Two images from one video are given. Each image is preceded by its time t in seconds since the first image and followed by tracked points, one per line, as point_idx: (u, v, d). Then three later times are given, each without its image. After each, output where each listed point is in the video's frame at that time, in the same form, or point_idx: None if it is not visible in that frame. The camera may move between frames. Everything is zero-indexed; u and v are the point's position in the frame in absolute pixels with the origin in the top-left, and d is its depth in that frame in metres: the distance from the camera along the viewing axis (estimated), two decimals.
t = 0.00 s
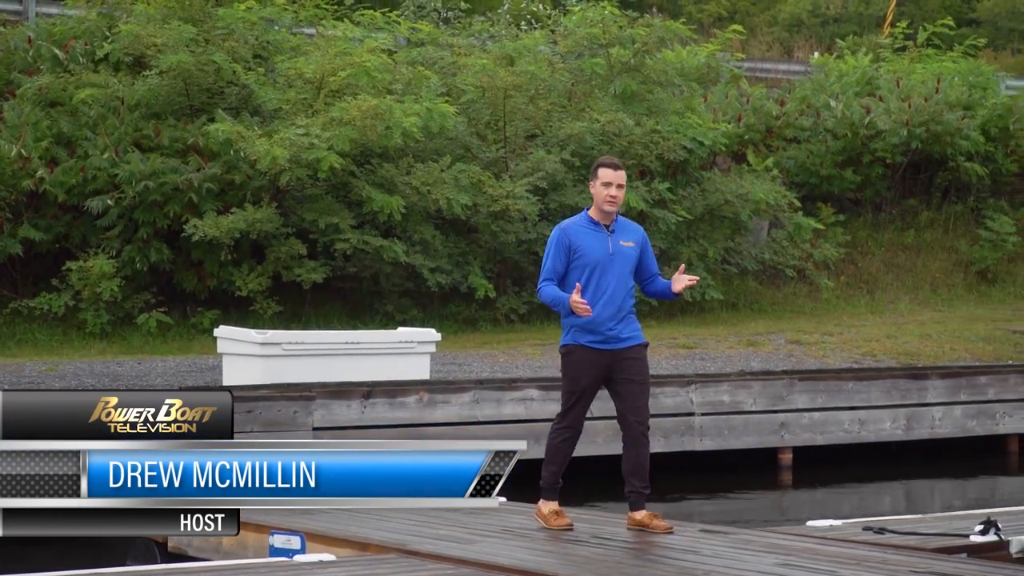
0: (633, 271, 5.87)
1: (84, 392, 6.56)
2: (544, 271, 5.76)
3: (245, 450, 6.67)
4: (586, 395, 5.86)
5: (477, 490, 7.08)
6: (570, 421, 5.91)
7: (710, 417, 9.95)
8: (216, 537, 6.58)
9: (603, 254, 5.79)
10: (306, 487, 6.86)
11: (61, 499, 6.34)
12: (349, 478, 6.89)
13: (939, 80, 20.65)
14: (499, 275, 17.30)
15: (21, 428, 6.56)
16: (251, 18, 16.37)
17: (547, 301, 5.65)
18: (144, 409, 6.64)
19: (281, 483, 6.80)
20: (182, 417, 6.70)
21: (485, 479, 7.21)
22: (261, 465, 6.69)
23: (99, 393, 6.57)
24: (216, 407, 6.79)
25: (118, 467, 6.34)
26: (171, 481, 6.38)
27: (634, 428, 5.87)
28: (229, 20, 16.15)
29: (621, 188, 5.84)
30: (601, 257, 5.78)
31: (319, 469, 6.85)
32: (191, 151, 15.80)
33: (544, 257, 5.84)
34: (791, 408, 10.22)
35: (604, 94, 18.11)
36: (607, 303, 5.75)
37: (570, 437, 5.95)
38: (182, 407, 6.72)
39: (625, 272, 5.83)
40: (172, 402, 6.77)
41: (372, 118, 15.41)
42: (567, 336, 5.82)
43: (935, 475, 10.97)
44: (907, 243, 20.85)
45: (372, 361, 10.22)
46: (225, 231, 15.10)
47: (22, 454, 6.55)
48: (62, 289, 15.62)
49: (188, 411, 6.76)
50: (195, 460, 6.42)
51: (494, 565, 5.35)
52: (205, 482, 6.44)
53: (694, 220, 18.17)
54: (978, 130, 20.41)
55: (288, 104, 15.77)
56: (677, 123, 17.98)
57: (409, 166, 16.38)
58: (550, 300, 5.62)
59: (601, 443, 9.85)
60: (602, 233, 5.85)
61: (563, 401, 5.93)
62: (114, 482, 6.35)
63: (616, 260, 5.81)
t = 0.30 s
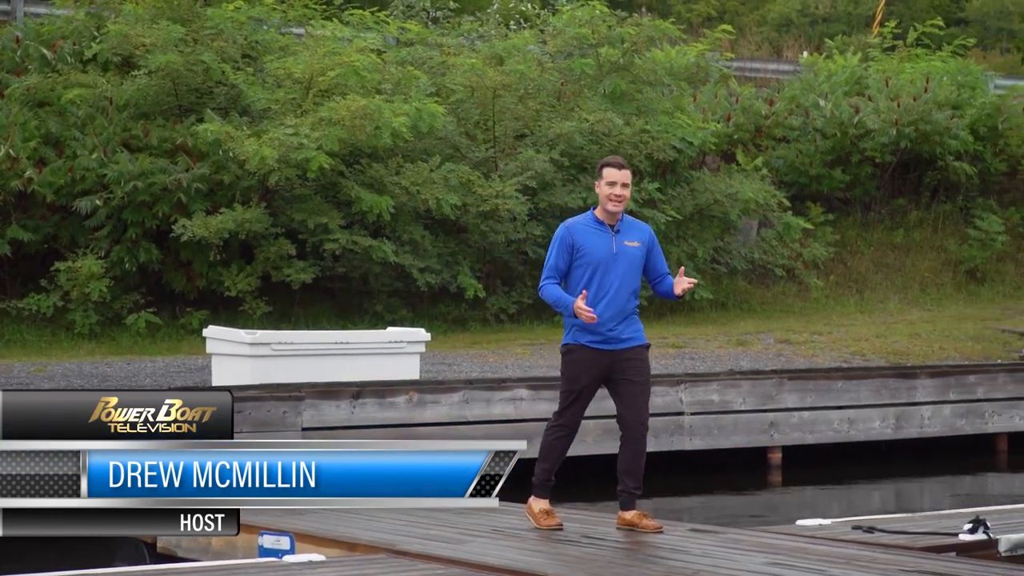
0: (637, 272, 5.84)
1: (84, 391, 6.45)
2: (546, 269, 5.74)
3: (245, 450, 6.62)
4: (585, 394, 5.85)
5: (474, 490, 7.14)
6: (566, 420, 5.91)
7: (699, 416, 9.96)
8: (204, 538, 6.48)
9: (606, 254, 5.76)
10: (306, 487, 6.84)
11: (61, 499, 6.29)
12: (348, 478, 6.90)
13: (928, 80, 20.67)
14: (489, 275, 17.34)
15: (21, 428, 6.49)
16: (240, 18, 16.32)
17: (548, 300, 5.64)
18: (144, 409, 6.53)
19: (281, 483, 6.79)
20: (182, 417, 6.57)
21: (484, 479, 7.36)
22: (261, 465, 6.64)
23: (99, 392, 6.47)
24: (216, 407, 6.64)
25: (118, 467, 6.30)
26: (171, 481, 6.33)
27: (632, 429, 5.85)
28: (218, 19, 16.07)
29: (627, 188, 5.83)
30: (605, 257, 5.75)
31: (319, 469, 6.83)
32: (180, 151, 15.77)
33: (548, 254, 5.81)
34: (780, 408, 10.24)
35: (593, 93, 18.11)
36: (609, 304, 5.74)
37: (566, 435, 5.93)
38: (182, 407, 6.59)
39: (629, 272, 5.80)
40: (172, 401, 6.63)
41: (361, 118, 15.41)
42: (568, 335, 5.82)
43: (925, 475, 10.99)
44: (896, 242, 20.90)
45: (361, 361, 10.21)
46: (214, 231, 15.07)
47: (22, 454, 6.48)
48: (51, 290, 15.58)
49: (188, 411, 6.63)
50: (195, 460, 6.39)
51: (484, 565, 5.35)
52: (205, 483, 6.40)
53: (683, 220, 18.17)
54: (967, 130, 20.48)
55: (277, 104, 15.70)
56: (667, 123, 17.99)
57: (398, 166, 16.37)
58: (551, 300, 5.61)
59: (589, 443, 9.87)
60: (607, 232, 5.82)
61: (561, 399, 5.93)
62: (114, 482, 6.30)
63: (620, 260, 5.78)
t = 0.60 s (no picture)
0: (639, 271, 5.85)
1: (83, 392, 6.65)
2: (549, 266, 5.73)
3: (245, 450, 6.84)
4: (583, 393, 5.86)
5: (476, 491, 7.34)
6: (563, 419, 5.93)
7: (684, 415, 9.98)
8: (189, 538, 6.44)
9: (609, 252, 5.76)
10: (306, 487, 6.96)
11: (61, 499, 6.46)
12: (349, 478, 7.03)
13: (913, 78, 20.70)
14: (474, 274, 17.32)
15: (21, 428, 6.71)
16: (225, 17, 16.22)
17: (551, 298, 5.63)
18: (144, 409, 6.76)
19: (281, 483, 6.92)
20: (182, 417, 6.81)
21: (484, 481, 7.65)
22: (261, 465, 6.84)
23: (99, 393, 6.67)
24: (216, 407, 6.91)
25: (118, 466, 6.48)
26: (171, 481, 6.48)
27: (625, 430, 5.87)
28: (203, 19, 16.00)
29: (629, 183, 5.85)
30: (608, 255, 5.76)
31: (319, 469, 6.99)
32: (165, 151, 15.72)
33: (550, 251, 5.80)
34: (766, 406, 10.27)
35: (578, 93, 18.12)
36: (611, 303, 5.73)
37: (561, 433, 5.97)
38: (182, 407, 6.84)
39: (631, 271, 5.82)
40: (171, 402, 6.91)
41: (346, 117, 15.39)
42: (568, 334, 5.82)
43: (910, 473, 11.05)
44: (881, 241, 20.98)
45: (347, 361, 10.21)
46: (199, 231, 15.02)
47: (22, 454, 6.68)
48: (35, 289, 15.50)
49: (188, 411, 6.88)
50: (194, 460, 6.56)
51: (469, 564, 5.35)
52: (205, 482, 6.56)
53: (668, 219, 18.20)
54: (951, 129, 20.61)
55: (262, 103, 15.70)
56: (651, 123, 17.91)
57: (383, 165, 16.34)
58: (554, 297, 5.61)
59: (575, 442, 9.88)
60: (611, 230, 5.83)
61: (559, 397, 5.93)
62: (114, 482, 6.48)
63: (622, 259, 5.79)
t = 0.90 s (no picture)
0: (642, 268, 5.84)
1: (84, 392, 6.55)
2: (552, 260, 5.69)
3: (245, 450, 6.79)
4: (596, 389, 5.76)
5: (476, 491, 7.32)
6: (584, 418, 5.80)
7: (671, 413, 10.00)
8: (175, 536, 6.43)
9: (613, 248, 5.75)
10: (306, 487, 6.89)
11: (61, 499, 6.32)
12: (349, 478, 6.94)
13: (900, 77, 20.76)
14: (461, 272, 17.32)
15: (21, 428, 6.56)
16: (212, 15, 16.17)
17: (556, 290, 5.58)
18: (144, 409, 6.72)
19: (281, 483, 6.84)
20: (182, 417, 6.78)
21: (484, 481, 7.67)
22: (260, 464, 6.78)
23: (99, 393, 6.57)
24: (216, 407, 6.89)
25: (118, 466, 6.37)
26: (171, 481, 6.37)
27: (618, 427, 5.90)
28: (190, 17, 15.95)
29: (630, 178, 5.81)
30: (612, 250, 5.74)
31: (319, 468, 6.92)
32: (152, 149, 15.70)
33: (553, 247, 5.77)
34: (753, 405, 10.30)
35: (565, 91, 18.13)
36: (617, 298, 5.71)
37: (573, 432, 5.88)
38: (182, 407, 6.81)
39: (634, 267, 5.80)
40: (172, 402, 6.87)
41: (333, 115, 15.40)
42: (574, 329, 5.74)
43: (897, 471, 11.09)
44: (868, 239, 21.04)
45: (335, 359, 10.22)
46: (186, 229, 14.99)
47: (22, 454, 6.55)
48: (21, 287, 15.44)
49: (189, 412, 6.85)
50: (194, 460, 6.46)
51: (456, 562, 5.36)
52: (205, 482, 6.46)
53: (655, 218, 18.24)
54: (938, 127, 20.76)
55: (249, 101, 15.67)
56: (638, 121, 17.94)
57: (370, 163, 16.34)
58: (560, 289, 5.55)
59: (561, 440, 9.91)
60: (613, 227, 5.82)
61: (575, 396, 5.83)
62: (114, 482, 6.37)
63: (625, 255, 5.78)
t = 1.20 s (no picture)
0: (640, 264, 5.87)
1: (82, 391, 6.35)
2: (561, 260, 5.62)
3: (245, 450, 6.59)
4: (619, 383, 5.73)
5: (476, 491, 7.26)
6: (626, 413, 5.74)
7: (659, 412, 10.01)
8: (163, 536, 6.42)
9: (617, 246, 5.74)
10: (306, 487, 6.78)
11: (61, 499, 6.14)
12: (349, 478, 6.83)
13: (888, 75, 20.80)
14: (449, 270, 17.33)
15: (20, 428, 6.39)
16: (199, 13, 16.13)
17: (571, 291, 5.53)
18: (144, 408, 6.52)
19: (281, 483, 6.73)
20: (182, 416, 6.54)
21: (484, 481, 7.60)
22: (261, 465, 6.60)
23: (99, 392, 6.38)
24: (217, 408, 6.60)
25: (118, 466, 6.19)
26: (171, 481, 6.19)
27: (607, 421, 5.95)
28: (178, 15, 15.88)
29: (631, 175, 5.79)
30: (616, 248, 5.73)
31: (319, 469, 6.79)
32: (139, 147, 15.65)
33: (557, 245, 5.69)
34: (740, 403, 10.33)
35: (554, 89, 18.14)
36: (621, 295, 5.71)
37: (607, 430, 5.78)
38: (181, 407, 6.57)
39: (635, 264, 5.83)
40: (172, 402, 6.62)
41: (321, 113, 15.35)
42: (582, 328, 5.71)
43: (885, 469, 11.12)
44: (856, 238, 21.11)
45: (323, 357, 10.21)
46: (173, 226, 14.95)
47: (22, 454, 6.38)
48: (8, 285, 15.39)
49: (188, 412, 6.58)
50: (194, 460, 6.27)
51: (444, 560, 5.35)
52: (205, 482, 6.29)
53: (643, 216, 18.28)
54: (926, 125, 20.85)
55: (236, 99, 15.67)
56: (626, 118, 17.96)
57: (358, 161, 16.33)
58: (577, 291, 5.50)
59: (549, 439, 9.93)
60: (615, 224, 5.80)
61: (605, 395, 5.74)
62: (114, 482, 6.18)
63: (626, 253, 5.79)
